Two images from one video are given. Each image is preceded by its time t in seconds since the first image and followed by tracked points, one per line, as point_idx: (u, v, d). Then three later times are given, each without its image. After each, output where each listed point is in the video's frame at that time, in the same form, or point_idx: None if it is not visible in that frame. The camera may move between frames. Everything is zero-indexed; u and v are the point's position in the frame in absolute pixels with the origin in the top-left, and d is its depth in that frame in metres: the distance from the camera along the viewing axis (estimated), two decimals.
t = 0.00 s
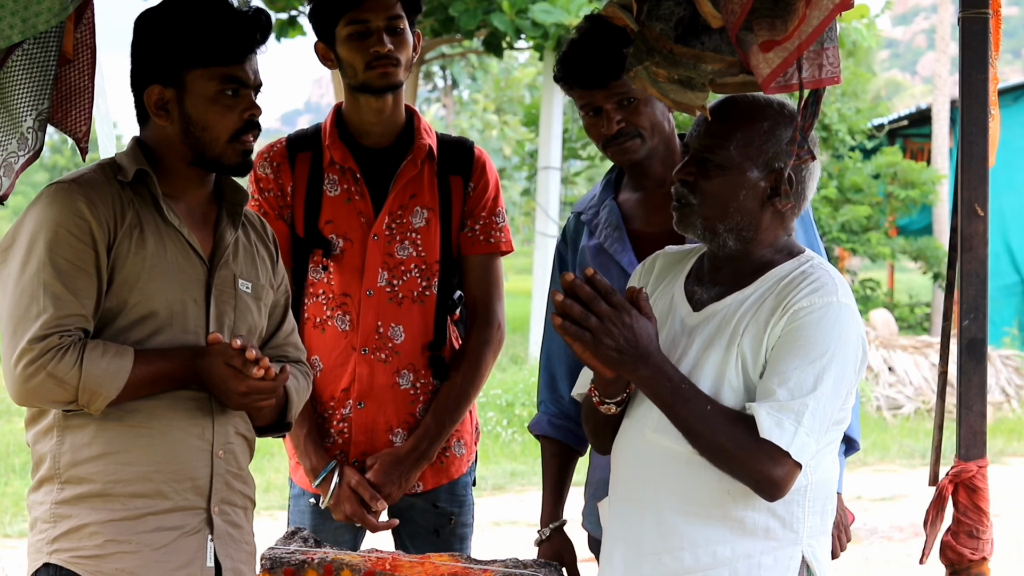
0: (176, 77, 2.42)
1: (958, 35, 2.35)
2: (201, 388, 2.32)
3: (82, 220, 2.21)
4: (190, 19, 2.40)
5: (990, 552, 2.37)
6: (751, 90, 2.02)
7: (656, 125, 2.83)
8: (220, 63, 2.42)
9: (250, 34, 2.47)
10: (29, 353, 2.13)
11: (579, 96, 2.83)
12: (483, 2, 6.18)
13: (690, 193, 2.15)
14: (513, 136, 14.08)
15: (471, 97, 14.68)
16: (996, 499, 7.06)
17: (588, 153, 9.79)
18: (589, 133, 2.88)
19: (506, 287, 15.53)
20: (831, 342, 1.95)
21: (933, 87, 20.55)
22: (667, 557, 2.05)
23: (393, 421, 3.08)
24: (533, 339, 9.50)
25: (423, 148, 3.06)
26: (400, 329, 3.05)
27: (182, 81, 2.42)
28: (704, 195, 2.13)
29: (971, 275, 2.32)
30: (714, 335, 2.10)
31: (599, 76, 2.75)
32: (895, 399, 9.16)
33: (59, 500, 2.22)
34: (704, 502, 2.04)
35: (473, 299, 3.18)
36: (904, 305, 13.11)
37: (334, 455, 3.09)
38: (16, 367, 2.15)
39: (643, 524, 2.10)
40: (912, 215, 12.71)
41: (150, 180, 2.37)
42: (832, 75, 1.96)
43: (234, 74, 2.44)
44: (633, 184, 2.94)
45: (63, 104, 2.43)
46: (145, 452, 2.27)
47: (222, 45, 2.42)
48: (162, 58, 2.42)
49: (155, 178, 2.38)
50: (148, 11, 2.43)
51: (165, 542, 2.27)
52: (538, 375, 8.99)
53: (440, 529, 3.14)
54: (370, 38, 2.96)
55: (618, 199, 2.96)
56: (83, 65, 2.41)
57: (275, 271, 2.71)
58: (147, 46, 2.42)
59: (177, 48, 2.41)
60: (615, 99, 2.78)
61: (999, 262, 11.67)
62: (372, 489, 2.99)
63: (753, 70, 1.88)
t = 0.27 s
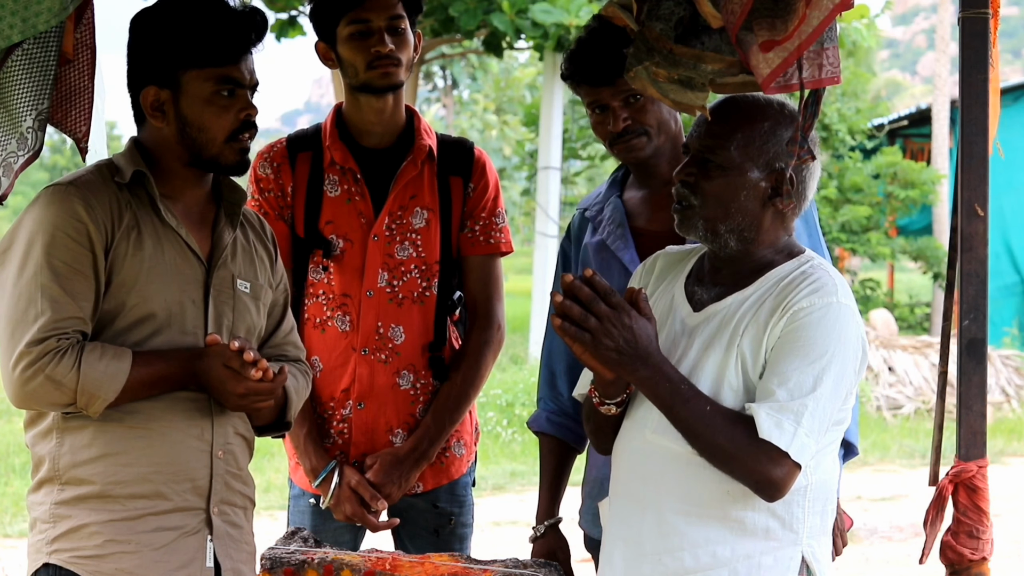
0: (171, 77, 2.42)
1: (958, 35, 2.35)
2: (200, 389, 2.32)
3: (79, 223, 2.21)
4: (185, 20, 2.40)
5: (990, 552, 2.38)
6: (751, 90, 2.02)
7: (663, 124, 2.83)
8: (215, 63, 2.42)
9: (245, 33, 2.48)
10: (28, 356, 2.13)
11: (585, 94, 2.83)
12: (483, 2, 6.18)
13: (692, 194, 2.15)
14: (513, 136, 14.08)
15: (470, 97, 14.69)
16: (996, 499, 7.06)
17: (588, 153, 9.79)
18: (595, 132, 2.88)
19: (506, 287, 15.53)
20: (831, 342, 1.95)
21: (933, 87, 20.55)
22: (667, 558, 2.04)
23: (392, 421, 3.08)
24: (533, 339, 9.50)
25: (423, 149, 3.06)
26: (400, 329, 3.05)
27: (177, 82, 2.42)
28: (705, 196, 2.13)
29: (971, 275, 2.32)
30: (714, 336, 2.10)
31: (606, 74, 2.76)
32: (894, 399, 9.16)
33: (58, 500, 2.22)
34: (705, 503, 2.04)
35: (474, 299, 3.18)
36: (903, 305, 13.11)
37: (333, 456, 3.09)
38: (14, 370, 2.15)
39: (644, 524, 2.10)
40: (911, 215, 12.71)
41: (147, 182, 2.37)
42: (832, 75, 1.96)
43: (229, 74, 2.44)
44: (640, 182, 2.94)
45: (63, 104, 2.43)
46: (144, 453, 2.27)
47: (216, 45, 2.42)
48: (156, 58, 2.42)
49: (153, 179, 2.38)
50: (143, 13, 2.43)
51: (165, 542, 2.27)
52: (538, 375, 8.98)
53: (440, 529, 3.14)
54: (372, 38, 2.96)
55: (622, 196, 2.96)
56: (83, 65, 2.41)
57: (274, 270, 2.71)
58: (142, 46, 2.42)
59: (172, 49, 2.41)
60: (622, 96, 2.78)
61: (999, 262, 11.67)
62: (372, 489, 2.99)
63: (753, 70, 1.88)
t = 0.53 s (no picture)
0: (169, 78, 2.42)
1: (958, 35, 2.35)
2: (199, 390, 2.32)
3: (78, 224, 2.21)
4: (185, 20, 2.40)
5: (990, 552, 2.38)
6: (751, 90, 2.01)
7: (660, 127, 2.84)
8: (213, 64, 2.42)
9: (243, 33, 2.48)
10: (26, 357, 2.13)
11: (581, 101, 2.84)
12: (483, 2, 6.18)
13: (688, 194, 2.16)
14: (513, 136, 14.08)
15: (471, 97, 14.69)
16: (996, 499, 7.06)
17: (588, 153, 9.80)
18: (593, 137, 2.89)
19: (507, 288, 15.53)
20: (828, 339, 1.95)
21: (933, 87, 20.55)
22: (669, 558, 2.05)
23: (392, 421, 3.08)
24: (533, 339, 9.50)
25: (423, 149, 3.06)
26: (400, 330, 3.06)
27: (176, 83, 2.42)
28: (700, 195, 2.14)
29: (971, 275, 2.32)
30: (712, 336, 2.10)
31: (603, 79, 2.75)
32: (894, 399, 9.16)
33: (58, 501, 2.22)
34: (706, 502, 2.04)
35: (473, 300, 3.18)
36: (904, 305, 13.10)
37: (333, 456, 3.09)
38: (13, 372, 2.15)
39: (644, 524, 2.10)
40: (912, 215, 12.71)
41: (146, 183, 2.37)
42: (832, 75, 1.96)
43: (228, 74, 2.44)
44: (637, 183, 2.94)
45: (59, 105, 2.42)
46: (144, 453, 2.27)
47: (217, 45, 2.43)
48: (155, 58, 2.42)
49: (151, 180, 2.38)
50: (140, 14, 2.44)
51: (164, 542, 2.27)
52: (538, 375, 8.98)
53: (440, 529, 3.14)
54: (372, 38, 2.96)
55: (622, 197, 2.96)
56: (78, 66, 2.40)
57: (273, 270, 2.71)
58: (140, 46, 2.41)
59: (171, 49, 2.41)
60: (619, 102, 2.78)
61: (999, 262, 11.67)
62: (371, 489, 3.00)
63: (754, 70, 1.88)
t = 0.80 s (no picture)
0: (170, 78, 2.42)
1: (958, 35, 2.35)
2: (199, 391, 2.32)
3: (78, 225, 2.21)
4: (186, 20, 2.40)
5: (990, 552, 2.38)
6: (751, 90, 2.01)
7: (655, 129, 2.83)
8: (215, 63, 2.42)
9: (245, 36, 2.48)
10: (27, 359, 2.13)
11: (577, 104, 2.83)
12: (483, 2, 6.18)
13: (681, 192, 2.15)
14: (513, 136, 14.07)
15: (471, 97, 14.69)
16: (997, 499, 7.06)
17: (588, 153, 9.80)
18: (589, 140, 2.89)
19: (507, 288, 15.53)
20: (825, 335, 1.94)
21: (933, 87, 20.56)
22: (671, 558, 2.05)
23: (391, 421, 3.08)
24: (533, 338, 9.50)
25: (423, 149, 3.06)
26: (400, 330, 3.05)
27: (177, 83, 2.42)
28: (693, 193, 2.13)
29: (971, 275, 2.32)
30: (709, 335, 2.10)
31: (598, 83, 2.76)
32: (895, 399, 9.16)
33: (57, 502, 2.22)
34: (707, 502, 2.04)
35: (473, 300, 3.18)
36: (904, 305, 13.10)
37: (332, 457, 3.09)
38: (13, 374, 2.15)
39: (645, 525, 2.10)
40: (912, 215, 12.71)
41: (145, 183, 2.37)
42: (832, 75, 1.96)
43: (229, 74, 2.44)
44: (635, 184, 2.94)
45: (56, 104, 2.42)
46: (144, 455, 2.27)
47: (215, 48, 2.42)
48: (157, 57, 2.42)
49: (151, 181, 2.38)
50: (136, 18, 2.43)
51: (163, 543, 2.28)
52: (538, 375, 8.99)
53: (440, 529, 3.14)
54: (372, 39, 2.96)
55: (621, 199, 2.96)
56: (77, 66, 2.40)
57: (272, 270, 2.71)
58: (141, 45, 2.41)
59: (171, 50, 2.41)
60: (614, 105, 2.78)
61: (999, 262, 11.67)
62: (369, 491, 3.00)
63: (753, 70, 1.88)
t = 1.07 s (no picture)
0: (173, 78, 2.42)
1: (958, 35, 2.35)
2: (199, 394, 2.32)
3: (80, 226, 2.21)
4: (185, 19, 2.39)
5: (990, 552, 2.38)
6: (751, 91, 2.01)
7: (656, 130, 2.83)
8: (219, 63, 2.42)
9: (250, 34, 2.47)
10: (27, 362, 2.12)
11: (577, 104, 2.83)
12: (483, 2, 6.19)
13: (676, 190, 2.15)
14: (513, 136, 14.07)
15: (471, 97, 14.69)
16: (997, 499, 7.07)
17: (588, 153, 9.80)
18: (589, 140, 2.89)
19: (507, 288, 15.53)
20: (821, 330, 1.94)
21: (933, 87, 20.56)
22: (673, 557, 2.05)
23: (392, 421, 3.08)
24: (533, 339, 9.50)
25: (424, 149, 3.06)
26: (400, 330, 3.05)
27: (181, 83, 2.41)
28: (689, 191, 2.13)
29: (971, 275, 2.33)
30: (707, 334, 2.10)
31: (598, 83, 2.75)
32: (895, 399, 9.16)
33: (57, 504, 2.22)
34: (708, 501, 2.04)
35: (474, 300, 3.18)
36: (903, 305, 13.10)
37: (333, 456, 3.09)
38: (13, 376, 2.14)
39: (646, 526, 2.10)
40: (911, 215, 12.71)
41: (147, 183, 2.37)
42: (832, 75, 1.97)
43: (234, 74, 2.44)
44: (636, 185, 2.94)
45: (61, 104, 2.40)
46: (144, 457, 2.27)
47: (216, 44, 2.41)
48: (159, 60, 2.42)
49: (152, 181, 2.38)
50: (136, 16, 2.42)
51: (163, 546, 2.28)
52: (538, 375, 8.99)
53: (441, 529, 3.14)
54: (372, 39, 2.96)
55: (621, 200, 2.96)
56: (80, 66, 2.39)
57: (272, 270, 2.71)
58: (141, 46, 2.41)
59: (172, 49, 2.41)
60: (614, 105, 2.78)
61: (999, 262, 11.67)
62: (370, 492, 2.99)
63: (753, 71, 1.88)
